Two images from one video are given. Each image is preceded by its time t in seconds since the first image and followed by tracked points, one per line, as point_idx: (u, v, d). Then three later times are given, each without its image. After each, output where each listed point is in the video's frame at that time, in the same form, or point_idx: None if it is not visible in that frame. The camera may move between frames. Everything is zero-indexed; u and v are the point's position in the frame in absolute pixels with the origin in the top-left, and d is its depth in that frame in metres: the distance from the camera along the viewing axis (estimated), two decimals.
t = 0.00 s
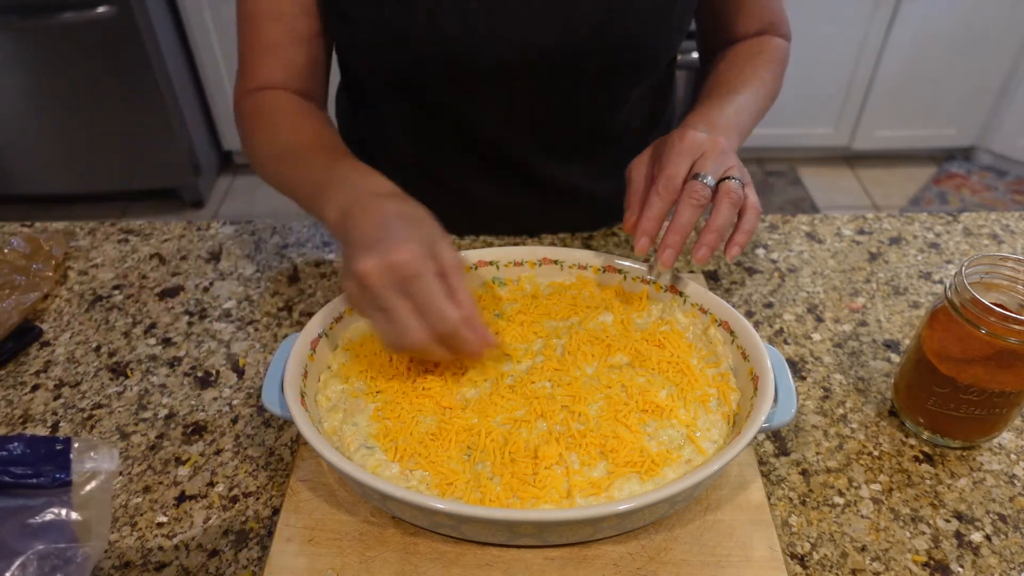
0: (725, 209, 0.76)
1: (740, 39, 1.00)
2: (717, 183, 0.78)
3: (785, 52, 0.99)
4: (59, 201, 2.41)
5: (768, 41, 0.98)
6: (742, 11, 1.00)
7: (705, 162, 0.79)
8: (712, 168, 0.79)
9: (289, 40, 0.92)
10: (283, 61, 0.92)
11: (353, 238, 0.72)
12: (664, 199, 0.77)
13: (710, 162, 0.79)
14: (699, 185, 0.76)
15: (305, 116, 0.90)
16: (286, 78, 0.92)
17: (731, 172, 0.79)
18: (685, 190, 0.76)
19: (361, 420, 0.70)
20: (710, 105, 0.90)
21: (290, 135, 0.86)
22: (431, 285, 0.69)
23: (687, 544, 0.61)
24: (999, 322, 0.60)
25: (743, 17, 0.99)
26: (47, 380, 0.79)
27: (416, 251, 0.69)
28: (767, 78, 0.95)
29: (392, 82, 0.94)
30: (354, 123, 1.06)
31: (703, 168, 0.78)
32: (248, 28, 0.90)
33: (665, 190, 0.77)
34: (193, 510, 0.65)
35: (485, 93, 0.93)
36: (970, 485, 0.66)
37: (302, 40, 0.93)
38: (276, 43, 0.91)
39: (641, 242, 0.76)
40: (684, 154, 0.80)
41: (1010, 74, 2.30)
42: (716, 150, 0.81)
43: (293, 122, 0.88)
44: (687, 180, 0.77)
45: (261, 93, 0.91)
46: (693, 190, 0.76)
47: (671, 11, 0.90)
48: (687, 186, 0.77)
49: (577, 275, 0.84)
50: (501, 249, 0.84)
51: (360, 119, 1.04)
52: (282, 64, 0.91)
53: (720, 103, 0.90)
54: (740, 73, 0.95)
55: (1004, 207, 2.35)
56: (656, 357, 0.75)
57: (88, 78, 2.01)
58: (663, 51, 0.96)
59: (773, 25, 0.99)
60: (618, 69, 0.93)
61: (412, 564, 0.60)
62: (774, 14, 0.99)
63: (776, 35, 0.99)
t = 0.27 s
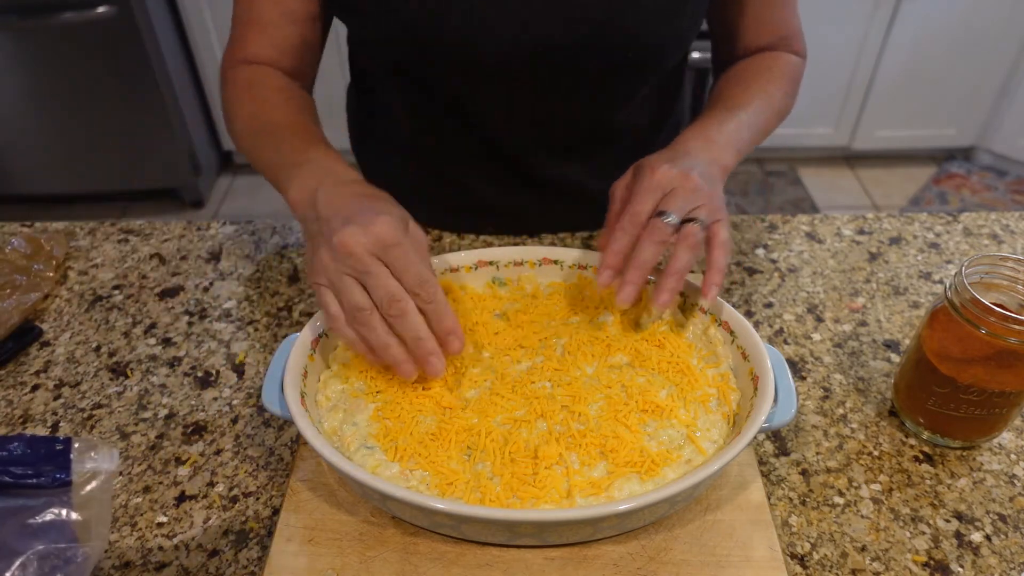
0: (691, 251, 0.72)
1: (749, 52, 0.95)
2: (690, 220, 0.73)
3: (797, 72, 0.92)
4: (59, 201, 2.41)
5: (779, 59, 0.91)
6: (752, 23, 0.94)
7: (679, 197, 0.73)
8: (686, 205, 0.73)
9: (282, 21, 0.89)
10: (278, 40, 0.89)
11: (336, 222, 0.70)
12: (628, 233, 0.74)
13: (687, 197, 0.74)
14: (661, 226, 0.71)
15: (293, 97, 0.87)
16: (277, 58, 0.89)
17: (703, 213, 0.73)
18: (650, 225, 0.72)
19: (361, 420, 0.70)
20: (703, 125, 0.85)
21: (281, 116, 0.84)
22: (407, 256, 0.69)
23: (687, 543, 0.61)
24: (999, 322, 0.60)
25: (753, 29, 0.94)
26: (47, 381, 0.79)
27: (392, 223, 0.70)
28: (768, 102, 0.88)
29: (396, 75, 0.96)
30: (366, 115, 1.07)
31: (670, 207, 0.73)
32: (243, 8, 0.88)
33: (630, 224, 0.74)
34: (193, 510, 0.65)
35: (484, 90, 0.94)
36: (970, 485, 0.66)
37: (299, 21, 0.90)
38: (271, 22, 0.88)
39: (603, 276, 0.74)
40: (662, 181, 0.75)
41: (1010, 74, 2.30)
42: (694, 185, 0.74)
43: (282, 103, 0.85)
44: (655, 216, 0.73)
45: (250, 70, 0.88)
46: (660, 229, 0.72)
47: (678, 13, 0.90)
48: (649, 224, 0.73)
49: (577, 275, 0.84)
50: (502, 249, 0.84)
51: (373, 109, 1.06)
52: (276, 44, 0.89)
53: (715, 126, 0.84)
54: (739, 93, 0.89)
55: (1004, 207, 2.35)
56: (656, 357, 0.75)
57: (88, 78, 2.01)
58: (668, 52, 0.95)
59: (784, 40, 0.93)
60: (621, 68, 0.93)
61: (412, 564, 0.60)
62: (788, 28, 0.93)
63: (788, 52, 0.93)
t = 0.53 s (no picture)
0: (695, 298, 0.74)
1: (764, 61, 0.92)
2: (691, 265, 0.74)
3: (814, 83, 0.89)
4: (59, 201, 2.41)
5: (794, 71, 0.88)
6: (765, 31, 0.91)
7: (680, 239, 0.74)
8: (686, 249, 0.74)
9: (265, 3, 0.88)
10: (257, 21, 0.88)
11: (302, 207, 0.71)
12: (634, 282, 0.76)
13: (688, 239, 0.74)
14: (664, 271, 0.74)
15: (266, 82, 0.87)
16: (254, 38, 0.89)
17: (706, 254, 0.74)
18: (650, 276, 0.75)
19: (361, 420, 0.70)
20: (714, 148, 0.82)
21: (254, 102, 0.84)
22: (371, 240, 0.71)
23: (688, 543, 0.61)
24: (999, 322, 0.60)
25: (767, 37, 0.91)
26: (47, 380, 0.79)
27: (355, 207, 0.72)
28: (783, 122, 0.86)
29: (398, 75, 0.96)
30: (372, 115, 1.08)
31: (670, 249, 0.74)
32: None
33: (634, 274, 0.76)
34: (193, 510, 0.65)
35: (483, 90, 0.95)
36: (970, 485, 0.66)
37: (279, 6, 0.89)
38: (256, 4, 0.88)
39: (617, 326, 0.77)
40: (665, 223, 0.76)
41: (1010, 74, 2.30)
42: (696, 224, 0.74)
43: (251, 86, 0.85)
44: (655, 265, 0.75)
45: (223, 44, 0.87)
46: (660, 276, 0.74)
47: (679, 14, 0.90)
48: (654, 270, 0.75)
49: (577, 275, 0.84)
50: (502, 249, 0.84)
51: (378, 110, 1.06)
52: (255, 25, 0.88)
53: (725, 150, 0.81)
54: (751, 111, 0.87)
55: (1004, 207, 2.35)
56: (656, 357, 0.75)
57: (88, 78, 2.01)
58: (672, 56, 0.95)
59: (801, 48, 0.89)
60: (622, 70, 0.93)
61: (412, 564, 0.60)
62: (804, 35, 0.89)
63: (805, 62, 0.89)
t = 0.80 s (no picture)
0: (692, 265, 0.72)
1: (765, 64, 0.92)
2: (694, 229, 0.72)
3: (813, 90, 0.89)
4: (59, 201, 2.41)
5: (794, 75, 0.89)
6: (768, 33, 0.91)
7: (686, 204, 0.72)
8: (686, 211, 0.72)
9: (295, 12, 0.92)
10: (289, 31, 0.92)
11: (393, 198, 0.72)
12: (635, 242, 0.73)
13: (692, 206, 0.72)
14: (667, 231, 0.70)
15: (302, 86, 0.91)
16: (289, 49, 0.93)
17: (711, 220, 0.72)
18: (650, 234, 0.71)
19: (361, 420, 0.70)
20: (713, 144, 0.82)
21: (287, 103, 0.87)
22: (462, 227, 0.72)
23: (688, 543, 0.61)
24: (999, 322, 0.60)
25: (769, 39, 0.91)
26: (47, 380, 0.79)
27: (448, 197, 0.72)
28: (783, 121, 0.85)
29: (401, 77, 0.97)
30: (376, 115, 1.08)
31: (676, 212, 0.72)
32: None
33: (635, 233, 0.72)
34: (193, 510, 0.65)
35: (484, 89, 0.95)
36: (970, 485, 0.66)
37: (309, 14, 0.94)
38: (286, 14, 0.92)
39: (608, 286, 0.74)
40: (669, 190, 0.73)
41: (1010, 74, 2.29)
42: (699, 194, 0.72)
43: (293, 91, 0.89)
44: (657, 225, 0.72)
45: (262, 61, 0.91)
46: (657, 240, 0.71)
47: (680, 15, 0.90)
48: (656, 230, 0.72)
49: (577, 275, 0.84)
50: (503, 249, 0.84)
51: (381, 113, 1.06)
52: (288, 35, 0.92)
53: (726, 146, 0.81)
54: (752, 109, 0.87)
55: (1004, 207, 2.35)
56: (656, 357, 0.75)
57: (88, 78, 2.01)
58: (674, 57, 0.95)
59: (802, 51, 0.90)
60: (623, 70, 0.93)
61: (412, 564, 0.60)
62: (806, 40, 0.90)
63: (805, 66, 0.90)
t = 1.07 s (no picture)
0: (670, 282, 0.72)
1: (763, 71, 0.91)
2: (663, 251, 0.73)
3: (806, 99, 0.88)
4: (59, 201, 2.41)
5: (785, 83, 0.88)
6: (767, 40, 0.90)
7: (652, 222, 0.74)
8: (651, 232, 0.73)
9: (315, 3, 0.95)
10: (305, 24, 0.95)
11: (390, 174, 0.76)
12: (603, 251, 0.73)
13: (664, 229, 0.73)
14: (637, 243, 0.71)
15: (319, 72, 0.92)
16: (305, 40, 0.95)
17: (681, 234, 0.74)
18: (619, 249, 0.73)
19: (361, 420, 0.70)
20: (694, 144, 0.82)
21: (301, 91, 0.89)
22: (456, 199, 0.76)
23: (688, 543, 0.61)
24: (999, 322, 0.60)
25: (766, 48, 0.90)
26: (47, 380, 0.79)
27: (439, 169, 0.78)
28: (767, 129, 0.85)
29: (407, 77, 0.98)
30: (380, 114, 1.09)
31: (645, 227, 0.73)
32: None
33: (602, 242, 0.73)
34: (193, 510, 0.65)
35: (483, 89, 0.95)
36: (970, 485, 0.66)
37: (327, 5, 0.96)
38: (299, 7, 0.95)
39: (572, 295, 0.70)
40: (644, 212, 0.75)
41: (1010, 74, 2.29)
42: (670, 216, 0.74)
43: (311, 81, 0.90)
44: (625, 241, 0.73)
45: (281, 51, 0.94)
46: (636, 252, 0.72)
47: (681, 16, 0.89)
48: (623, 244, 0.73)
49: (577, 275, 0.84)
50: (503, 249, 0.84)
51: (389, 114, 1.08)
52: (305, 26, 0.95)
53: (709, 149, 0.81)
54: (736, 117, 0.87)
55: (1004, 207, 2.35)
56: (656, 357, 0.75)
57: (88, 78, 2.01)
58: (678, 59, 0.94)
59: (798, 61, 0.89)
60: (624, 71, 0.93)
61: (412, 564, 0.60)
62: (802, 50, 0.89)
63: (804, 74, 0.89)
